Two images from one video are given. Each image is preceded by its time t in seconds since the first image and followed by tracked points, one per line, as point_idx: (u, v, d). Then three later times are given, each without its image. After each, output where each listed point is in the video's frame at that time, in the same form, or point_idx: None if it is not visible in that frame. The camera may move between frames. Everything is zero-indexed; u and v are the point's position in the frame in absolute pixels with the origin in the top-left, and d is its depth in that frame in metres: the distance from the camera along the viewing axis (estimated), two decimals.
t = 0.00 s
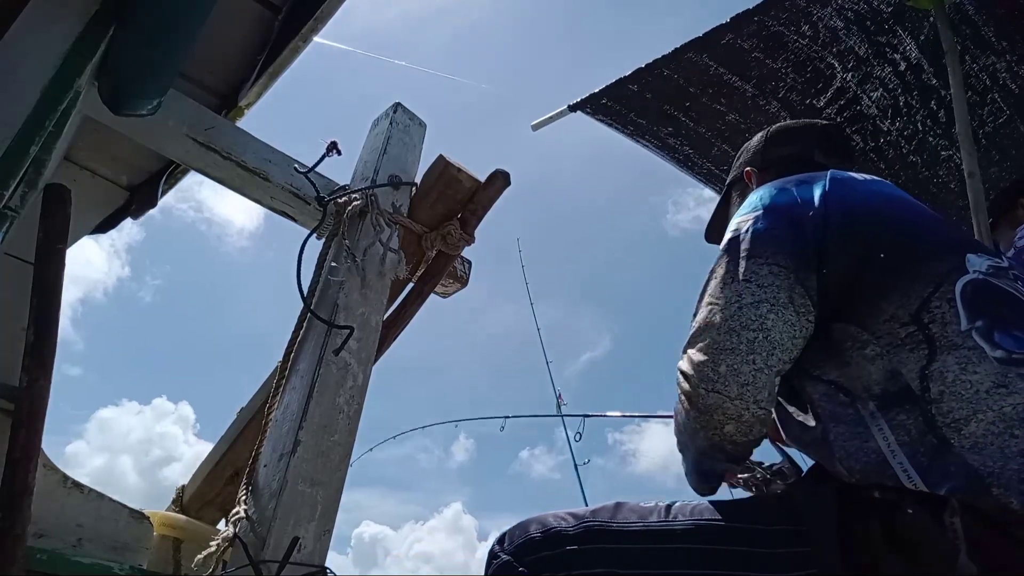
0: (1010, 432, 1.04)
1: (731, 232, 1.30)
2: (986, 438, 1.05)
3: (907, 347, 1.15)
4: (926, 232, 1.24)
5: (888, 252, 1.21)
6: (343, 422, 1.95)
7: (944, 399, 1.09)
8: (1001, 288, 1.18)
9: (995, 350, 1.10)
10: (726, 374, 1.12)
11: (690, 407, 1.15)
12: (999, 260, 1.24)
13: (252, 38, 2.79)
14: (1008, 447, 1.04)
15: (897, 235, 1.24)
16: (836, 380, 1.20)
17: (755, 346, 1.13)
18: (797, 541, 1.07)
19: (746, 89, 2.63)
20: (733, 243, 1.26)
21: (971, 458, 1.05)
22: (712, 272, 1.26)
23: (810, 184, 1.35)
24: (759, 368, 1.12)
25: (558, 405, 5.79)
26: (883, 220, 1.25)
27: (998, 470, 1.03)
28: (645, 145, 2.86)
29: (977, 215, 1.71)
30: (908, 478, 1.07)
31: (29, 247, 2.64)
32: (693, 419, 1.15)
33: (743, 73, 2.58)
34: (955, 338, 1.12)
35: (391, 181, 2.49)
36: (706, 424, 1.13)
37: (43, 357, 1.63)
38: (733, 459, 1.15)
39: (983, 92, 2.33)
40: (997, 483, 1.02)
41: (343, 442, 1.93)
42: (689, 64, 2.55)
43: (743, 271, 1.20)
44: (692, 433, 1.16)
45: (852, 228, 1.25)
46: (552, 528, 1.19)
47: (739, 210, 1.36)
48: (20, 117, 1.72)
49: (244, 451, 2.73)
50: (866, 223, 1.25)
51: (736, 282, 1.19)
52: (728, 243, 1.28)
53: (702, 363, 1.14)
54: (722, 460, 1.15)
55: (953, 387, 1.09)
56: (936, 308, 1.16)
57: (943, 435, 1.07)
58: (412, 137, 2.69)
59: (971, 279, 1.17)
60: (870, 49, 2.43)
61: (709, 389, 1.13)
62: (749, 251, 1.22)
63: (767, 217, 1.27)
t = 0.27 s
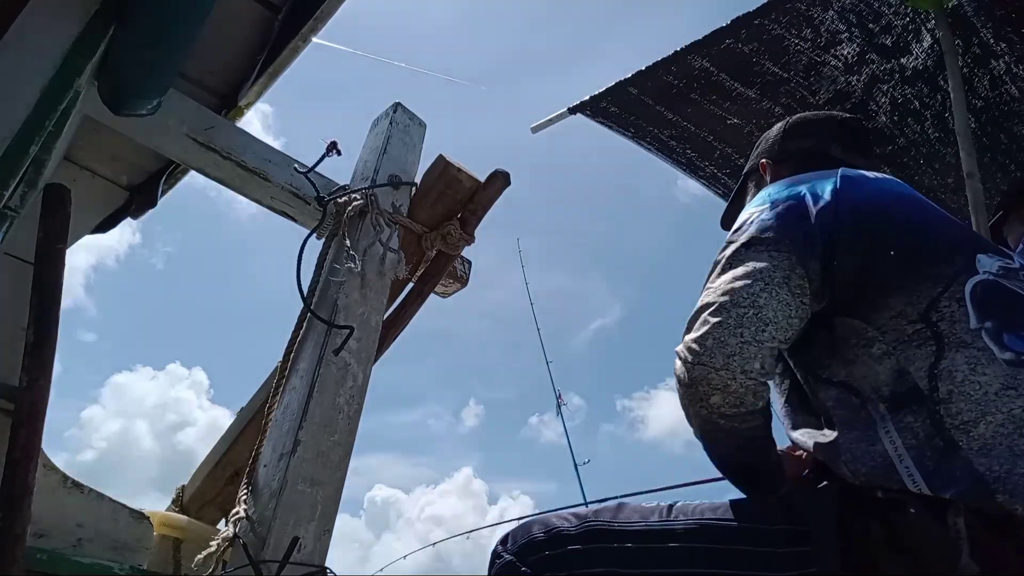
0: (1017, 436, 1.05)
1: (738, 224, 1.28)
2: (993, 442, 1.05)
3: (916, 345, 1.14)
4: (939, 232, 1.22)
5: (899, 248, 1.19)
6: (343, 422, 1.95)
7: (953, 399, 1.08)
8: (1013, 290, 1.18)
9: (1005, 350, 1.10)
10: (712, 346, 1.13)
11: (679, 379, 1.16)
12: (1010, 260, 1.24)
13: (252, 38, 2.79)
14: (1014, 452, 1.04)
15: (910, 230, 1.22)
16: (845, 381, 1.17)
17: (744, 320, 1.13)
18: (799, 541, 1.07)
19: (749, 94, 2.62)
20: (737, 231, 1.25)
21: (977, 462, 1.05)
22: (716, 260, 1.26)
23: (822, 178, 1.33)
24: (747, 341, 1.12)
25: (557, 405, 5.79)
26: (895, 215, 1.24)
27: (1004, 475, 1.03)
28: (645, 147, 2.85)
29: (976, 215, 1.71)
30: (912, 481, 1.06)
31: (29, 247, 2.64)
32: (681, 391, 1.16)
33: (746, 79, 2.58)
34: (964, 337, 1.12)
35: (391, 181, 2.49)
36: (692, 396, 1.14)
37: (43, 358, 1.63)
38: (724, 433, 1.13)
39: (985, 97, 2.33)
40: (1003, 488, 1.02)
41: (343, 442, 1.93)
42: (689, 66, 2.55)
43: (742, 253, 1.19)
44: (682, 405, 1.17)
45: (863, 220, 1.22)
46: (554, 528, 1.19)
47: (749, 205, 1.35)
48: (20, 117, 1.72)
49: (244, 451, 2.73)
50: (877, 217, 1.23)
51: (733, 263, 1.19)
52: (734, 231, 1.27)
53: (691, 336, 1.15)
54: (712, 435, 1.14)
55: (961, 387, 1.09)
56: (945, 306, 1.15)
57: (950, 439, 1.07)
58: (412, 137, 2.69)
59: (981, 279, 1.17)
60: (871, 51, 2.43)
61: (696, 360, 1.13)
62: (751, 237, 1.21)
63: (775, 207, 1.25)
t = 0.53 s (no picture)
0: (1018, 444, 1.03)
1: (744, 214, 1.27)
2: (993, 449, 1.04)
3: (917, 350, 1.13)
4: (949, 231, 1.21)
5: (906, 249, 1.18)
6: (343, 423, 1.95)
7: (952, 406, 1.08)
8: (1021, 294, 1.16)
9: (1009, 356, 1.09)
10: (711, 335, 1.13)
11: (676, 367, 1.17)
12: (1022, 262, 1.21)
13: (252, 38, 2.80)
14: (1014, 459, 1.03)
15: (918, 227, 1.21)
16: (840, 376, 1.18)
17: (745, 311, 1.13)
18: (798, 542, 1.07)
19: (748, 97, 2.63)
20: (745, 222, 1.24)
21: (977, 469, 1.04)
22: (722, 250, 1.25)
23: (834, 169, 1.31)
24: (746, 331, 1.13)
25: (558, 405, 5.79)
26: (904, 212, 1.22)
27: (1004, 483, 1.02)
28: (646, 151, 2.86)
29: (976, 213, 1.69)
30: (910, 485, 1.06)
31: (29, 247, 2.64)
32: (679, 378, 1.17)
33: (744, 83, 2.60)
34: (967, 342, 1.11)
35: (391, 181, 2.49)
36: (688, 382, 1.15)
37: (43, 358, 1.63)
38: (718, 420, 1.14)
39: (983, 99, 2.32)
40: (1002, 496, 1.01)
41: (343, 442, 1.93)
42: (687, 74, 2.57)
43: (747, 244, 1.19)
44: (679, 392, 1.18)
45: (871, 214, 1.21)
46: (553, 529, 1.19)
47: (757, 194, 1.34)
48: (20, 117, 1.72)
49: (244, 451, 2.73)
50: (886, 214, 1.22)
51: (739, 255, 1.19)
52: (741, 222, 1.26)
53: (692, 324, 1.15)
54: (705, 420, 1.15)
55: (962, 394, 1.08)
56: (949, 309, 1.14)
57: (949, 444, 1.06)
58: (412, 137, 2.69)
59: (988, 281, 1.15)
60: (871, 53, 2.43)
61: (694, 349, 1.14)
62: (758, 228, 1.20)
63: (783, 199, 1.24)
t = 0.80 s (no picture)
0: None
1: (773, 198, 1.22)
2: (1006, 456, 1.02)
3: (939, 349, 1.10)
4: (980, 228, 1.19)
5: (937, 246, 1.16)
6: (343, 423, 1.95)
7: (968, 408, 1.05)
8: None
9: None
10: (725, 350, 1.11)
11: (682, 372, 1.16)
12: None
13: (252, 38, 2.80)
14: None
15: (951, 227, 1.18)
16: (857, 365, 1.16)
17: (764, 330, 1.10)
18: (798, 542, 1.07)
19: (746, 99, 2.65)
20: (774, 212, 1.18)
21: (987, 474, 1.03)
22: (745, 238, 1.20)
23: (870, 155, 1.27)
24: (763, 353, 1.10)
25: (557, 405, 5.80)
26: (940, 206, 1.20)
27: (1014, 491, 1.01)
28: (648, 155, 2.90)
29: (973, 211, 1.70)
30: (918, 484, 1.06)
31: (29, 247, 2.64)
32: (681, 383, 1.16)
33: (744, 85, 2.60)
34: (992, 347, 1.08)
35: (391, 181, 2.49)
36: (691, 392, 1.14)
37: (42, 358, 1.62)
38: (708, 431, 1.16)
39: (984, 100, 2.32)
40: (1010, 503, 1.01)
41: (343, 442, 1.93)
42: (687, 79, 2.55)
43: (774, 243, 1.14)
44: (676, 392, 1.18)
45: (902, 214, 1.19)
46: (552, 528, 1.19)
47: (786, 173, 1.28)
48: (20, 117, 1.71)
49: (244, 451, 2.73)
50: (917, 209, 1.19)
51: (762, 254, 1.13)
52: (768, 208, 1.20)
53: (706, 334, 1.12)
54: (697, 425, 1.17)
55: (981, 397, 1.05)
56: (976, 310, 1.11)
57: (960, 445, 1.04)
58: (412, 137, 2.69)
59: (1019, 284, 1.12)
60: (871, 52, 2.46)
61: (705, 361, 1.12)
62: (786, 222, 1.15)
63: (813, 186, 1.19)
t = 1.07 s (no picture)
0: None
1: (796, 192, 1.21)
2: (1015, 462, 1.02)
3: (954, 350, 1.10)
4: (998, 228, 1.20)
5: (957, 244, 1.18)
6: (343, 423, 1.95)
7: (979, 412, 1.05)
8: None
9: None
10: (755, 360, 1.10)
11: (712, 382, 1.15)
12: None
13: (252, 39, 2.80)
14: None
15: (971, 224, 1.19)
16: (871, 366, 1.14)
17: (794, 337, 1.09)
18: (798, 543, 1.07)
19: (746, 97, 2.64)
20: (799, 207, 1.17)
21: (993, 481, 1.02)
22: (767, 235, 1.19)
23: (892, 146, 1.26)
24: (792, 358, 1.09)
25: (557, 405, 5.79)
26: (961, 204, 1.20)
27: (1019, 497, 1.00)
28: (649, 154, 2.95)
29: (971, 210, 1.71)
30: (920, 488, 1.05)
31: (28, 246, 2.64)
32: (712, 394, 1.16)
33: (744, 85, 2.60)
34: (1007, 350, 1.09)
35: (391, 181, 2.49)
36: (724, 403, 1.15)
37: (42, 357, 1.63)
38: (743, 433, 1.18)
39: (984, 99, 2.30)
40: (1014, 511, 1.00)
41: (343, 442, 1.93)
42: (689, 78, 2.56)
43: (799, 245, 1.13)
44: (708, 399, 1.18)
45: (926, 210, 1.19)
46: (553, 529, 1.19)
47: (807, 164, 1.27)
48: (20, 117, 1.72)
49: (244, 451, 2.73)
50: (939, 207, 1.19)
51: (789, 257, 1.12)
52: (792, 203, 1.19)
53: (734, 342, 1.11)
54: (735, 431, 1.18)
55: (993, 402, 1.05)
56: (994, 311, 1.12)
57: (968, 452, 1.04)
58: (412, 137, 2.69)
59: None
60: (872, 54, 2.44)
61: (736, 372, 1.11)
62: (811, 222, 1.14)
63: (838, 183, 1.18)
